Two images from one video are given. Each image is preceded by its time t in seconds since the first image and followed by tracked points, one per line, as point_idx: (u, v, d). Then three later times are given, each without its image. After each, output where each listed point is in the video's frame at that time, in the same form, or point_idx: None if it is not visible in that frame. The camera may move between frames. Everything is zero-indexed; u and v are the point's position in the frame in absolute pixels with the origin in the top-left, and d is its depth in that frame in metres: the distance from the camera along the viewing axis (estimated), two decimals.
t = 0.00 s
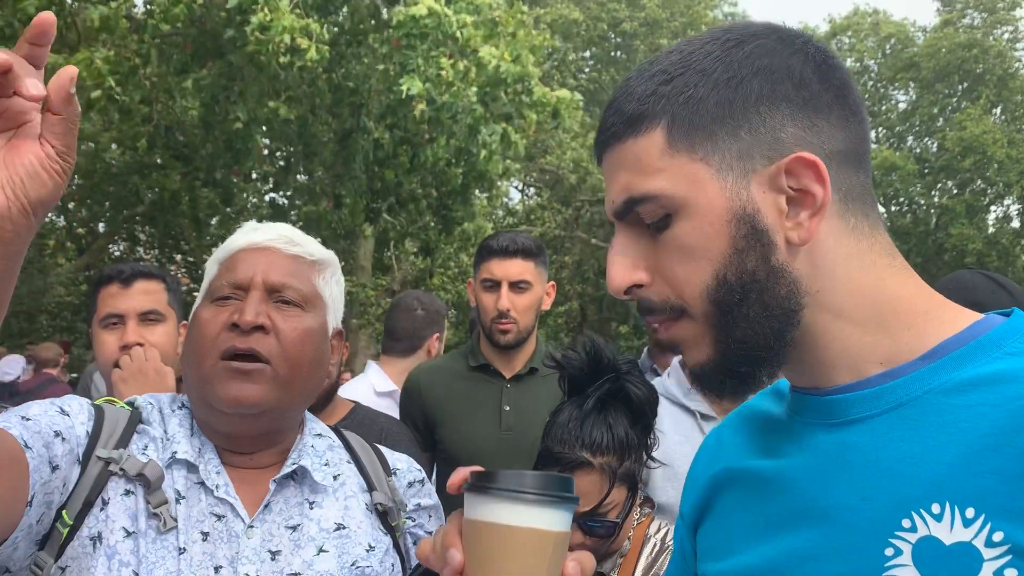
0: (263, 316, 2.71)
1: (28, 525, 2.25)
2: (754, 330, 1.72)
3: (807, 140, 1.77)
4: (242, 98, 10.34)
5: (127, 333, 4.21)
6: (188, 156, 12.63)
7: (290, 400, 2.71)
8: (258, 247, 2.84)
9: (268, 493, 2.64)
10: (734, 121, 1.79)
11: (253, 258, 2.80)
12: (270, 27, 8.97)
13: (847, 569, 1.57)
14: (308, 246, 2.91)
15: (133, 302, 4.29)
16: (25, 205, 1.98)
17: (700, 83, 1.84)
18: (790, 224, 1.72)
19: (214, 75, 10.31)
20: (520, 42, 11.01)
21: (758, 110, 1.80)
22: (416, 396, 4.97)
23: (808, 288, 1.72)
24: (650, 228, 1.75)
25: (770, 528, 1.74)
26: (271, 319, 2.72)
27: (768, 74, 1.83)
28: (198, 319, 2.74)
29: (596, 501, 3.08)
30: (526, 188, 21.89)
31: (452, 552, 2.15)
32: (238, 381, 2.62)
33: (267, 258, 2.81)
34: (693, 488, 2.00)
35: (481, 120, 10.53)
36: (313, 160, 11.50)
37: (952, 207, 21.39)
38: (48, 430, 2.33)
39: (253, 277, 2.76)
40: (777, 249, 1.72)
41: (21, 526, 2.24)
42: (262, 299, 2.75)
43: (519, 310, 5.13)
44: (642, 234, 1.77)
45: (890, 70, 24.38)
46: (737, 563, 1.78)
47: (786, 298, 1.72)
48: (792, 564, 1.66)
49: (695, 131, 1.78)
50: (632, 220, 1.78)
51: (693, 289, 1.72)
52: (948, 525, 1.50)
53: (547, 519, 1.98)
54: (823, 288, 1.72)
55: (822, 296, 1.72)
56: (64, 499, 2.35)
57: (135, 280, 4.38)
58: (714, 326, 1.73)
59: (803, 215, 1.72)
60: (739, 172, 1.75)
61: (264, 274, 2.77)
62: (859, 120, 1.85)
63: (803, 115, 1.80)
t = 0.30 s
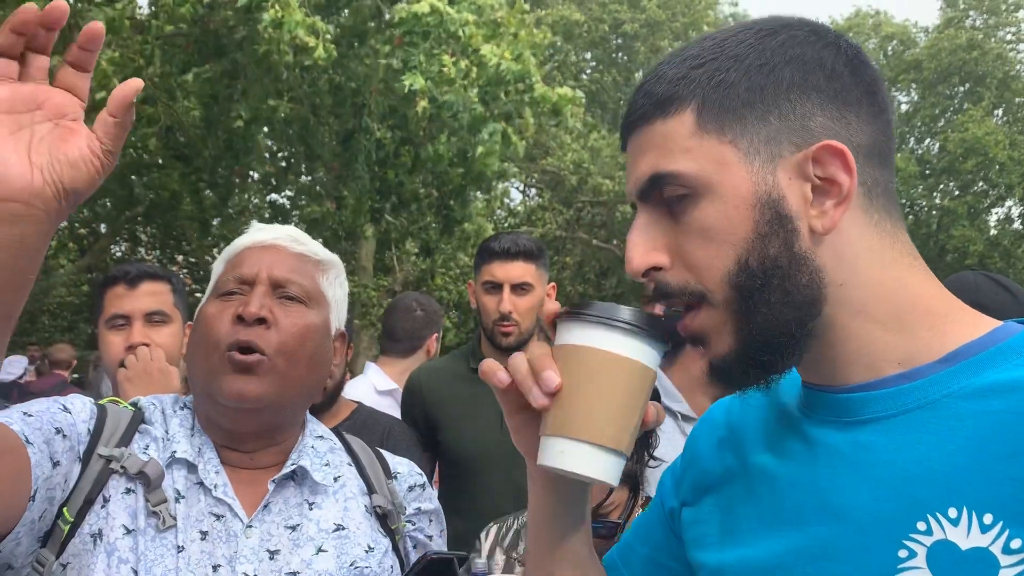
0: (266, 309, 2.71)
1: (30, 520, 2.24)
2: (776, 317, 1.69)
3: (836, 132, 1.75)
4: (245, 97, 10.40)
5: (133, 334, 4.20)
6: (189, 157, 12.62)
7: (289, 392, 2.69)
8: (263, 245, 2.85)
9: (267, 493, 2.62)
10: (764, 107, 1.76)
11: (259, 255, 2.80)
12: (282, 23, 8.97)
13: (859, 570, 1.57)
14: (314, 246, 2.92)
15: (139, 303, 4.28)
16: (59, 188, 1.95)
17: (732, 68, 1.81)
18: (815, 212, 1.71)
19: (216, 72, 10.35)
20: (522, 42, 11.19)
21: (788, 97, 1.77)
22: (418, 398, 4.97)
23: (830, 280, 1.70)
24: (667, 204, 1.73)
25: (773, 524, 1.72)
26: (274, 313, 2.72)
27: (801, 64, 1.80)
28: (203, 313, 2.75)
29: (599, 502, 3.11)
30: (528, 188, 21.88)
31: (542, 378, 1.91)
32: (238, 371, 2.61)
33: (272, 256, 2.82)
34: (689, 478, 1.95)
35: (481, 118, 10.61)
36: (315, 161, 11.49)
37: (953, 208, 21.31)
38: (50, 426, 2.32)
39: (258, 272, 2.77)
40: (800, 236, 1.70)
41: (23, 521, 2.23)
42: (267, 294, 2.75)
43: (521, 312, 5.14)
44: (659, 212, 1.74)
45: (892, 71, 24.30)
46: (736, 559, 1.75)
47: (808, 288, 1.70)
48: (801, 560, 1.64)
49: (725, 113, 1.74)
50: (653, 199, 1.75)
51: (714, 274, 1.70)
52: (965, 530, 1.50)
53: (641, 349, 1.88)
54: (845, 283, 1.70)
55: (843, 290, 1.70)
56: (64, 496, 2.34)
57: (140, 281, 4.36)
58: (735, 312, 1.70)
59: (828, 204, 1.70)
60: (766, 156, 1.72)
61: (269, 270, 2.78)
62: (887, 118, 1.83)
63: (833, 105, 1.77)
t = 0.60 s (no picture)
0: (266, 314, 2.68)
1: (30, 517, 2.23)
2: (798, 310, 1.66)
3: (863, 128, 1.70)
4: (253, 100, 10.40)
5: (138, 335, 4.17)
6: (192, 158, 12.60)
7: (287, 397, 2.67)
8: (264, 248, 2.82)
9: (267, 496, 2.59)
10: (791, 99, 1.71)
11: (260, 258, 2.78)
12: (291, 23, 9.03)
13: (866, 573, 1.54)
14: (317, 250, 2.89)
15: (145, 305, 4.26)
16: (18, 188, 1.91)
17: (761, 59, 1.77)
18: (838, 205, 1.67)
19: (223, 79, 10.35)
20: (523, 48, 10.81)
21: (816, 90, 1.72)
22: (420, 401, 4.95)
23: (850, 279, 1.67)
24: (690, 189, 1.71)
25: (777, 524, 1.68)
26: (274, 317, 2.69)
27: (831, 58, 1.75)
28: (202, 316, 2.73)
29: (601, 505, 3.07)
30: (531, 190, 21.85)
31: (572, 325, 1.86)
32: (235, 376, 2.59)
33: (273, 259, 2.78)
34: (695, 475, 1.92)
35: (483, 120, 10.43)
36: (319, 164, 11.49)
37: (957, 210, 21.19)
38: (52, 425, 2.31)
39: (258, 276, 2.74)
40: (823, 230, 1.66)
41: (23, 518, 2.22)
42: (266, 298, 2.72)
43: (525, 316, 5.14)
44: (683, 199, 1.72)
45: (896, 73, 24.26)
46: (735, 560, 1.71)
47: (827, 286, 1.66)
48: (807, 560, 1.61)
49: (753, 103, 1.71)
50: (674, 184, 1.73)
51: (734, 264, 1.67)
52: (974, 536, 1.48)
53: (674, 321, 1.76)
54: (864, 281, 1.66)
55: (863, 288, 1.66)
56: (65, 496, 2.32)
57: (146, 283, 4.35)
58: (753, 305, 1.67)
59: (850, 199, 1.66)
60: (789, 148, 1.68)
61: (270, 274, 2.75)
62: (914, 120, 1.77)
63: (860, 101, 1.72)
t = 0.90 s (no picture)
0: (259, 306, 2.64)
1: (22, 513, 2.19)
2: (813, 301, 1.64)
3: (892, 121, 1.65)
4: (262, 102, 10.39)
5: (146, 336, 4.15)
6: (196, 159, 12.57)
7: (281, 389, 2.63)
8: (257, 238, 2.78)
9: (264, 493, 2.57)
10: (819, 89, 1.67)
11: (253, 249, 2.74)
12: (298, 28, 9.00)
13: (878, 572, 1.51)
14: (310, 239, 2.85)
15: (154, 306, 4.24)
16: (68, 166, 1.89)
17: (789, 50, 1.73)
18: (861, 198, 1.63)
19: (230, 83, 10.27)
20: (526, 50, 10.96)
21: (844, 82, 1.68)
22: (424, 401, 4.92)
23: (868, 272, 1.63)
24: (714, 175, 1.68)
25: (788, 520, 1.65)
26: (267, 308, 2.66)
27: (860, 50, 1.70)
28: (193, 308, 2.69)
29: (609, 506, 3.04)
30: (534, 190, 21.81)
31: (586, 287, 1.84)
32: (227, 367, 2.55)
33: (266, 249, 2.75)
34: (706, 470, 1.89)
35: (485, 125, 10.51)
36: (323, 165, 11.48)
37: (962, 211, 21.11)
38: (43, 419, 2.27)
39: (250, 266, 2.70)
40: (844, 221, 1.63)
41: (15, 513, 2.17)
42: (259, 289, 2.68)
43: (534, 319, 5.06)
44: (710, 185, 1.69)
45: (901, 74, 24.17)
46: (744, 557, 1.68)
47: (846, 277, 1.63)
48: (819, 557, 1.58)
49: (779, 93, 1.67)
50: (700, 171, 1.70)
51: (753, 253, 1.64)
52: (990, 534, 1.45)
53: (691, 303, 1.74)
54: (886, 275, 1.62)
55: (883, 283, 1.62)
56: (56, 493, 2.28)
57: (154, 283, 4.33)
58: (768, 294, 1.65)
59: (873, 191, 1.62)
60: (813, 137, 1.64)
61: (262, 264, 2.71)
62: (943, 116, 1.72)
63: (887, 95, 1.67)
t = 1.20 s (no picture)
0: (229, 315, 2.51)
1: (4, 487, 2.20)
2: (819, 297, 1.61)
3: (906, 122, 1.61)
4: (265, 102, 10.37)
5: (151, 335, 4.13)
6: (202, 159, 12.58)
7: (256, 402, 2.54)
8: (226, 236, 2.60)
9: (248, 488, 2.52)
10: (833, 88, 1.63)
11: (222, 249, 2.57)
12: (300, 29, 9.21)
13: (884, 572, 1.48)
14: (284, 233, 2.66)
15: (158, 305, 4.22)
16: None
17: (806, 47, 1.68)
18: (873, 195, 1.59)
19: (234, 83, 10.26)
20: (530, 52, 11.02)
21: (859, 80, 1.63)
22: (424, 401, 4.90)
23: (870, 267, 1.60)
24: (727, 168, 1.65)
25: (794, 520, 1.63)
26: (240, 319, 2.53)
27: (878, 49, 1.66)
28: (164, 308, 2.57)
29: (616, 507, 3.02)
30: (539, 190, 21.78)
31: (592, 265, 1.85)
32: (198, 386, 2.46)
33: (235, 250, 2.58)
34: (716, 468, 1.85)
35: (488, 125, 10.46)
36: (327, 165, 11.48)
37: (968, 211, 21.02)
38: (30, 397, 2.26)
39: (220, 271, 2.55)
40: (854, 220, 1.59)
41: None
42: (230, 295, 2.54)
43: (527, 320, 4.98)
44: (718, 182, 1.66)
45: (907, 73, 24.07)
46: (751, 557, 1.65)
47: (855, 275, 1.60)
48: (825, 557, 1.55)
49: (794, 89, 1.63)
50: (711, 167, 1.67)
51: (761, 247, 1.62)
52: (995, 533, 1.42)
53: (694, 292, 1.73)
54: (895, 273, 1.59)
55: (892, 281, 1.59)
56: (38, 480, 2.27)
57: (159, 282, 4.31)
58: (776, 288, 1.62)
59: (885, 190, 1.59)
60: (827, 135, 1.61)
61: (233, 267, 2.55)
62: (961, 117, 1.67)
63: (904, 93, 1.63)
